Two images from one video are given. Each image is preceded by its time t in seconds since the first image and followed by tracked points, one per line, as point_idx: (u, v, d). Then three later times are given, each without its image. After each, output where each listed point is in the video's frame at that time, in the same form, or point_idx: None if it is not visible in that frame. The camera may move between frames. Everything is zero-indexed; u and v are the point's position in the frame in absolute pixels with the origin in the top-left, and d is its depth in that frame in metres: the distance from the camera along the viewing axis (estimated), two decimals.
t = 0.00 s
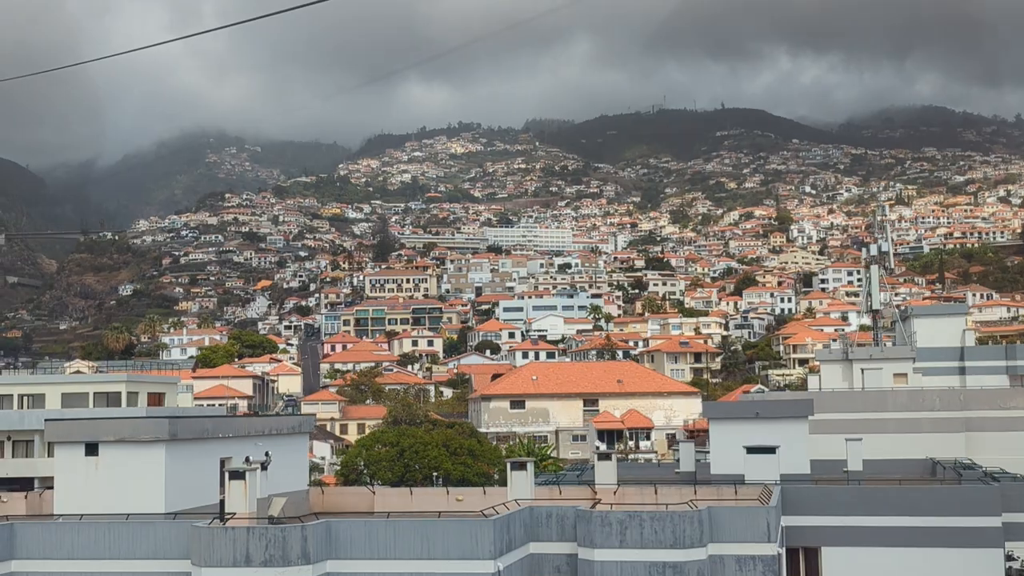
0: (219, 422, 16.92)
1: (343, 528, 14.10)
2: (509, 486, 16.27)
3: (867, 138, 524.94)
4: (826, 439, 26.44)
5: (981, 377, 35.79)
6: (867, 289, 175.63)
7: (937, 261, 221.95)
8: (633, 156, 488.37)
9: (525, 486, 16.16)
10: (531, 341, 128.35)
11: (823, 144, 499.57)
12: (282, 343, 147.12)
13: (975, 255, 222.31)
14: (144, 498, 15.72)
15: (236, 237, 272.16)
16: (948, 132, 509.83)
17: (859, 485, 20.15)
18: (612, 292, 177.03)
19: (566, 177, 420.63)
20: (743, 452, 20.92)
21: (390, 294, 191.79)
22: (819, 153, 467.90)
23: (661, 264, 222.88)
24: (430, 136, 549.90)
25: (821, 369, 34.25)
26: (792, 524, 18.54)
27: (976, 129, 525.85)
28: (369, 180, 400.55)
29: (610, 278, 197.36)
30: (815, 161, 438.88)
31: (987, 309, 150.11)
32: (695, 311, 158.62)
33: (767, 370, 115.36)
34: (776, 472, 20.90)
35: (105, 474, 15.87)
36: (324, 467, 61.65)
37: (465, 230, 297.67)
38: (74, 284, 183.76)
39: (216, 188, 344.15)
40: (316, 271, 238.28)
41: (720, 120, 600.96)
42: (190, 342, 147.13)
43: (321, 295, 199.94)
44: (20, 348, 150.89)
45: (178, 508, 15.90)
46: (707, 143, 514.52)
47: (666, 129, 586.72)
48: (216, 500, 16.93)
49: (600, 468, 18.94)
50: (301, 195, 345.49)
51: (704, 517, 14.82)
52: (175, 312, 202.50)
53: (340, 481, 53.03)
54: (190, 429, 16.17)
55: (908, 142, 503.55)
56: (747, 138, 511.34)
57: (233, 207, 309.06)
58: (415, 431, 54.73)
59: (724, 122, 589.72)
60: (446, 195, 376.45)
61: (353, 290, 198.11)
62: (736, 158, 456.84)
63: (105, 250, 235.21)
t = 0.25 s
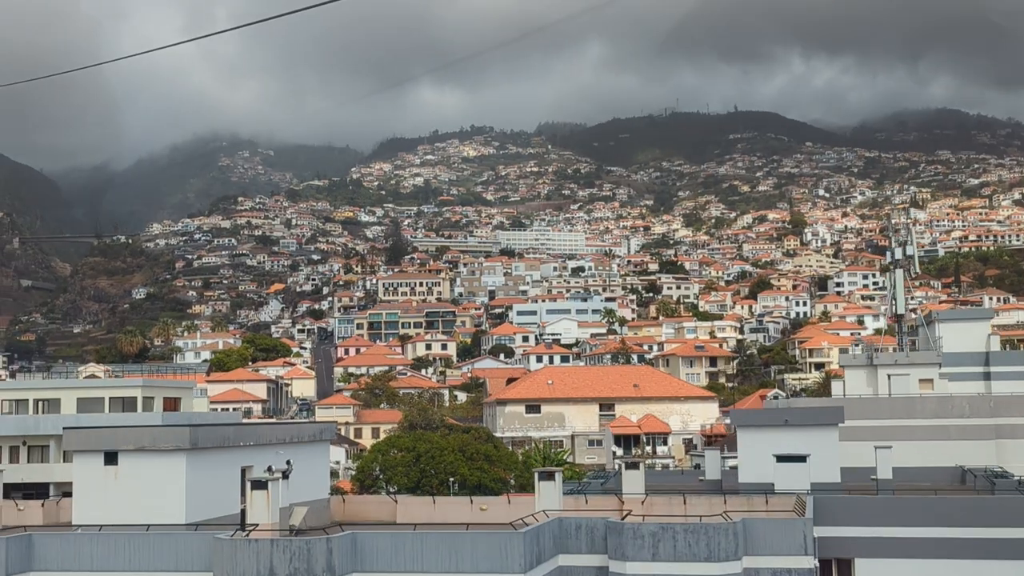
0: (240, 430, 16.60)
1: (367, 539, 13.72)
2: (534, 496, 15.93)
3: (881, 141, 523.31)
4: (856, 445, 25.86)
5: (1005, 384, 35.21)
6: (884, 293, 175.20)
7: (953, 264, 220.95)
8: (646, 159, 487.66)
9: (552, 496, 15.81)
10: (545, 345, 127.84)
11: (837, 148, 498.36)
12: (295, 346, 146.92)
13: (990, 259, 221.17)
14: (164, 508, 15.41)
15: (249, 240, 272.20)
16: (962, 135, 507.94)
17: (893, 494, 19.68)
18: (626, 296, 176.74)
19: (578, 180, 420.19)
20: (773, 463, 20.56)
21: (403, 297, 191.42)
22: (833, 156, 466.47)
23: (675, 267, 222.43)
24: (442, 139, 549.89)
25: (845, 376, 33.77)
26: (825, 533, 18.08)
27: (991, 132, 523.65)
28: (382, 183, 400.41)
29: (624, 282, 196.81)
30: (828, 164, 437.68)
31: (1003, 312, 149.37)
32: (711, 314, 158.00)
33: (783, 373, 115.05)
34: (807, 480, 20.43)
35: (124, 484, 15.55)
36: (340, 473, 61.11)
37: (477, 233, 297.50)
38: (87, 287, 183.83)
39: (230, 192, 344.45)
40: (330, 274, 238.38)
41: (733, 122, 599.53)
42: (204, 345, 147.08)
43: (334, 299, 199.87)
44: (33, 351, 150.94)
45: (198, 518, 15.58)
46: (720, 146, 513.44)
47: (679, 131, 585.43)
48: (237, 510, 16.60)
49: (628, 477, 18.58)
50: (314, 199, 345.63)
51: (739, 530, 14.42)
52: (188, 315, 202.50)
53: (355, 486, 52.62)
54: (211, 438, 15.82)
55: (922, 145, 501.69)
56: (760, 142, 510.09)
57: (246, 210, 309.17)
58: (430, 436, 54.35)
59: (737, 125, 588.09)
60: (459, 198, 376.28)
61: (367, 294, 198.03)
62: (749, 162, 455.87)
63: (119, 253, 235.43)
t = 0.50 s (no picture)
0: (260, 437, 16.33)
1: (393, 550, 13.42)
2: (561, 505, 15.61)
3: (894, 142, 521.30)
4: (881, 451, 25.43)
5: None
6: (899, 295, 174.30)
7: (967, 266, 219.61)
8: (658, 162, 486.77)
9: (578, 505, 15.48)
10: (558, 347, 127.37)
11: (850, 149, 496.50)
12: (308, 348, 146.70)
13: (1005, 261, 219.85)
14: (184, 516, 15.11)
15: (261, 243, 272.25)
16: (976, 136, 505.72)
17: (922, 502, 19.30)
18: (640, 298, 176.07)
19: (590, 181, 419.58)
20: (802, 469, 20.20)
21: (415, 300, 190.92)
22: (846, 158, 464.95)
23: (688, 269, 221.63)
24: (454, 141, 549.90)
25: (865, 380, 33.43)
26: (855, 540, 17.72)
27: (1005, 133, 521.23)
28: (394, 185, 400.33)
29: (637, 283, 196.31)
30: (841, 165, 436.13)
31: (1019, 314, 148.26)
32: (725, 317, 157.17)
33: (798, 377, 114.39)
34: (836, 488, 20.04)
35: (143, 491, 15.29)
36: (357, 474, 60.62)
37: (490, 235, 297.12)
38: (100, 290, 184.07)
39: (242, 194, 344.61)
40: (342, 276, 238.29)
41: (746, 124, 597.93)
42: (217, 347, 146.99)
43: (347, 301, 199.75)
44: (47, 354, 150.97)
45: (220, 528, 15.33)
46: (732, 147, 512.13)
47: (691, 133, 584.13)
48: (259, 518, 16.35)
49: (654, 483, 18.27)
50: (326, 202, 345.69)
51: (772, 540, 14.08)
52: (201, 317, 202.47)
53: (370, 490, 52.26)
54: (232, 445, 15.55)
55: (935, 146, 499.71)
56: (773, 144, 508.98)
57: (259, 213, 309.33)
58: (446, 439, 53.87)
59: (749, 126, 586.42)
60: (471, 200, 376.00)
61: (379, 296, 197.75)
62: (762, 163, 454.65)
63: (131, 255, 235.64)
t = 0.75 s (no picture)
0: (283, 444, 15.98)
1: (421, 558, 13.22)
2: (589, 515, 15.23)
3: (908, 142, 519.33)
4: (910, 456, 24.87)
5: None
6: (914, 295, 173.51)
7: (983, 266, 218.39)
8: (671, 162, 485.74)
9: (608, 514, 15.11)
10: (573, 348, 126.95)
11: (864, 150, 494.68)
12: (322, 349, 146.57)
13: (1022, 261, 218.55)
14: (206, 524, 14.77)
15: (275, 243, 272.13)
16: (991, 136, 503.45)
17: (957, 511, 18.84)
18: (654, 299, 175.55)
19: (603, 182, 418.95)
20: (831, 475, 19.82)
21: (429, 300, 190.44)
22: (859, 158, 463.16)
23: (702, 270, 221.00)
24: (467, 142, 549.74)
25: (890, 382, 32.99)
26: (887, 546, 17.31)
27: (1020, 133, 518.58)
28: (407, 185, 400.35)
29: (651, 284, 195.64)
30: (855, 166, 434.51)
31: None
32: (740, 318, 156.51)
33: (815, 377, 113.80)
34: (867, 494, 19.57)
35: (166, 498, 14.96)
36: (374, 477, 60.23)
37: (503, 236, 296.84)
38: (115, 291, 184.31)
39: (255, 194, 345.01)
40: (355, 277, 238.21)
41: (759, 124, 596.30)
42: (231, 348, 146.97)
43: (360, 302, 199.68)
44: (61, 354, 151.06)
45: (242, 537, 14.97)
46: (746, 148, 510.59)
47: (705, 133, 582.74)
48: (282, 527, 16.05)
49: (684, 490, 17.97)
50: (339, 203, 345.60)
51: (811, 551, 13.72)
52: (215, 318, 202.59)
53: (386, 493, 51.90)
54: (255, 451, 15.21)
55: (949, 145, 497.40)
56: (786, 143, 507.25)
57: (272, 213, 309.35)
58: (463, 442, 53.52)
59: (763, 126, 584.86)
60: (484, 201, 375.78)
61: (393, 297, 197.54)
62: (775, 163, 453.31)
63: (145, 256, 236.00)
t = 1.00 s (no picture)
0: (302, 448, 15.66)
1: (446, 566, 12.93)
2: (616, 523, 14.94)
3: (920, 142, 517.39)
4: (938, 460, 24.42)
5: None
6: (928, 295, 172.64)
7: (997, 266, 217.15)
8: (682, 162, 484.76)
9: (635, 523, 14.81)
10: (585, 349, 126.51)
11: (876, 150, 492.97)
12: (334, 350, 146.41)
13: None
14: (225, 531, 14.48)
15: (286, 244, 272.08)
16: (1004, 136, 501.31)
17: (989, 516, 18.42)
18: (666, 299, 174.91)
19: (614, 182, 418.34)
20: (859, 479, 19.47)
21: (440, 300, 190.02)
22: (871, 158, 461.73)
23: (714, 271, 220.19)
24: (478, 142, 549.41)
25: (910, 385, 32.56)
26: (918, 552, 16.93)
27: None
28: (418, 186, 400.17)
29: (663, 284, 194.96)
30: (867, 165, 432.95)
31: None
32: (753, 319, 155.77)
33: (828, 379, 113.16)
34: (895, 500, 19.17)
35: (184, 505, 14.64)
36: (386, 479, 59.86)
37: (514, 236, 296.43)
38: (126, 292, 184.57)
39: (266, 195, 345.23)
40: (366, 277, 238.00)
41: (770, 123, 594.63)
42: (243, 349, 146.91)
43: (372, 302, 199.48)
44: (73, 354, 151.28)
45: (262, 544, 14.68)
46: (757, 148, 509.38)
47: (716, 133, 581.28)
48: (302, 533, 15.74)
49: (711, 495, 17.66)
50: (350, 203, 345.56)
51: (846, 559, 13.41)
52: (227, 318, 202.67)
53: (399, 494, 51.43)
54: (274, 457, 14.91)
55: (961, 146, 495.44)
56: (798, 143, 505.75)
57: (284, 213, 309.39)
58: (477, 443, 53.16)
59: (774, 126, 583.16)
60: (495, 202, 375.45)
61: (404, 297, 197.21)
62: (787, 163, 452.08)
63: (157, 256, 236.18)
